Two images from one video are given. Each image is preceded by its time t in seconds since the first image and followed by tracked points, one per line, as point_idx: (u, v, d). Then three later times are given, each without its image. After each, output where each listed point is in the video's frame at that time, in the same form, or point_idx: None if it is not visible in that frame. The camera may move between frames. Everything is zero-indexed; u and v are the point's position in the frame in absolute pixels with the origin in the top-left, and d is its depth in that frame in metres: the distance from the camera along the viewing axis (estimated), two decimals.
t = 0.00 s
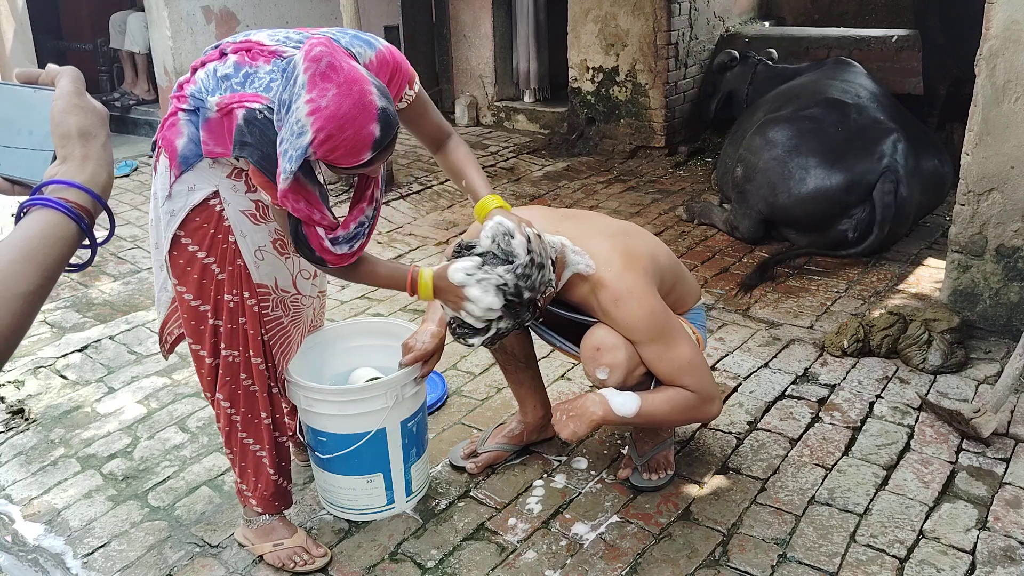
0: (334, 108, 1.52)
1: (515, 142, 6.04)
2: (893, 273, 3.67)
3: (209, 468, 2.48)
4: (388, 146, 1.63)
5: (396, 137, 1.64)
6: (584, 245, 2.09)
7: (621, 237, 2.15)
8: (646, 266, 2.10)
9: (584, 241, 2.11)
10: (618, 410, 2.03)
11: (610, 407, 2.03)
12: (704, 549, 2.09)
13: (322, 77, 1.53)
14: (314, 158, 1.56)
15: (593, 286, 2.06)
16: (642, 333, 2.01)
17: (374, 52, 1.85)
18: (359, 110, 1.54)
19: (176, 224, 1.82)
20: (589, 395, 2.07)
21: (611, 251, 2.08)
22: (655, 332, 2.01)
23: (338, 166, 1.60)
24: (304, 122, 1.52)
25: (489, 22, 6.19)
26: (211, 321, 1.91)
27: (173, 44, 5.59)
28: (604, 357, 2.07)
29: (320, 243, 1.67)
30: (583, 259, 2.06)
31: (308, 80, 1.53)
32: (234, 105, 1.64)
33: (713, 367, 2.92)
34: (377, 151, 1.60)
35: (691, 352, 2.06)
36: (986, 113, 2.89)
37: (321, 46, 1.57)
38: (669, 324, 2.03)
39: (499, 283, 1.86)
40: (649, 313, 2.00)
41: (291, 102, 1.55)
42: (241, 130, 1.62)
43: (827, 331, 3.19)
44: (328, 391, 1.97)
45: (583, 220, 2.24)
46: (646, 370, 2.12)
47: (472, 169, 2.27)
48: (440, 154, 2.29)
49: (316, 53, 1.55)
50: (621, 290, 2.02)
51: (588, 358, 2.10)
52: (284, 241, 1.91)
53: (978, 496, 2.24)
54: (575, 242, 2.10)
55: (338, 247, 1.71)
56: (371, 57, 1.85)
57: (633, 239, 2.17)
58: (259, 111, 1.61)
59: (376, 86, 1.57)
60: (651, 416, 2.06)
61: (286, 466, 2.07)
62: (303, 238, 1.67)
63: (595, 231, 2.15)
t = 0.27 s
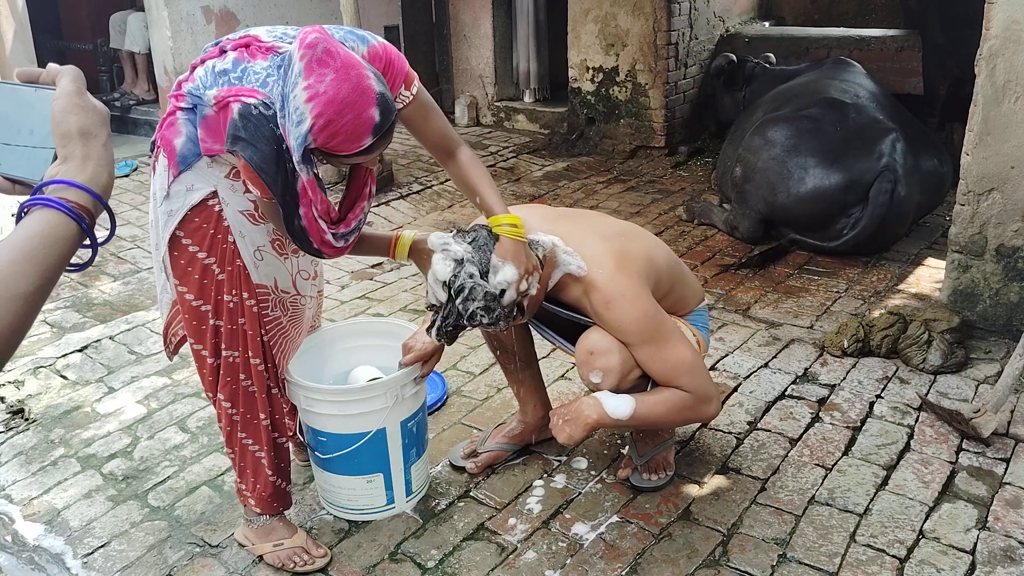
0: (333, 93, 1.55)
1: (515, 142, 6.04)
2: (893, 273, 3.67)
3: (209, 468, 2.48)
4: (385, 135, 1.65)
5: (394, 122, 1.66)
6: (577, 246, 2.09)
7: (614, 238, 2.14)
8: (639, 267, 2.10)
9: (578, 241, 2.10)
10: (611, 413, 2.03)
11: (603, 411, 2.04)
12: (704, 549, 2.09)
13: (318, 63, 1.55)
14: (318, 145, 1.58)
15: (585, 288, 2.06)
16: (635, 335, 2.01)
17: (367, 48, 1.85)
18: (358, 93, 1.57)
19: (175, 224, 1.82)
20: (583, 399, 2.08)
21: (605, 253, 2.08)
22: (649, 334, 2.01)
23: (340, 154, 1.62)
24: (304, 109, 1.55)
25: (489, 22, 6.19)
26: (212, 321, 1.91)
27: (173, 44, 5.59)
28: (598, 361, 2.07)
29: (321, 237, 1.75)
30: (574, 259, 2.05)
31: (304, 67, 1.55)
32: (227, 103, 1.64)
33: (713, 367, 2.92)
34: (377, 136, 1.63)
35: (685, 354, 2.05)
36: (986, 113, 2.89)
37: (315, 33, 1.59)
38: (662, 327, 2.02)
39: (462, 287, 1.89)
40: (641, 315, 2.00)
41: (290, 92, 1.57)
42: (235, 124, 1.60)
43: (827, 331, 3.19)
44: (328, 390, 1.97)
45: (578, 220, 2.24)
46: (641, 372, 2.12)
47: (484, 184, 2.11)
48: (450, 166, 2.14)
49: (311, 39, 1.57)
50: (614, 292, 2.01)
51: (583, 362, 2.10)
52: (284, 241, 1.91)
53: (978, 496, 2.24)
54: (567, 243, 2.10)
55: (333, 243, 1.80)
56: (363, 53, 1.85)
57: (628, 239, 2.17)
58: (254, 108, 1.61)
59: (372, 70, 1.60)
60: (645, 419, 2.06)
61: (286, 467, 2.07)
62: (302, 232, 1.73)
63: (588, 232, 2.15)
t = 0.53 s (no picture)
0: (340, 79, 1.53)
1: (515, 142, 6.04)
2: (893, 273, 3.67)
3: (209, 468, 2.48)
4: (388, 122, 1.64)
5: (400, 109, 1.65)
6: (574, 244, 2.09)
7: (613, 237, 2.14)
8: (636, 268, 2.10)
9: (575, 239, 2.11)
10: (599, 409, 2.03)
11: (591, 407, 2.03)
12: (704, 549, 2.09)
13: (323, 50, 1.54)
14: (325, 133, 1.57)
15: (581, 286, 2.06)
16: (627, 335, 2.02)
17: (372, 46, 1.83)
18: (365, 79, 1.55)
19: (174, 225, 1.82)
20: (571, 394, 2.07)
21: (601, 252, 2.08)
22: (640, 335, 2.02)
23: (347, 141, 1.61)
24: (312, 97, 1.53)
25: (489, 22, 6.19)
26: (212, 322, 1.91)
27: (173, 44, 5.59)
28: (591, 360, 2.08)
29: (324, 232, 1.69)
30: (570, 257, 2.07)
31: (309, 55, 1.54)
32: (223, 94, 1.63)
33: (713, 367, 2.92)
34: (384, 122, 1.61)
35: (676, 356, 2.06)
36: (986, 113, 2.89)
37: (317, 22, 1.58)
38: (654, 329, 2.03)
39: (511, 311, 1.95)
40: (634, 316, 2.00)
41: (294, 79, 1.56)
42: (230, 117, 1.58)
43: (827, 331, 3.20)
44: (328, 390, 1.97)
45: (577, 217, 2.23)
46: (633, 373, 2.13)
47: (433, 176, 2.26)
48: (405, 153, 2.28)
49: (314, 27, 1.56)
50: (608, 291, 2.02)
51: (576, 360, 2.11)
52: (284, 241, 1.90)
53: (978, 496, 2.24)
54: (564, 240, 2.11)
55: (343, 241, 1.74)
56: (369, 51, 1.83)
57: (625, 239, 2.17)
58: (248, 97, 1.60)
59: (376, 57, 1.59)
60: (632, 419, 2.06)
61: (286, 467, 2.07)
62: (302, 226, 1.68)
63: (586, 230, 2.15)
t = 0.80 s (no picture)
0: (329, 78, 1.53)
1: (515, 142, 6.04)
2: (893, 273, 3.67)
3: (209, 468, 2.48)
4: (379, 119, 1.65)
5: (391, 105, 1.66)
6: (580, 238, 2.10)
7: (616, 233, 2.15)
8: (642, 262, 2.10)
9: (580, 234, 2.11)
10: (612, 403, 2.04)
11: (604, 401, 2.05)
12: (704, 549, 2.09)
13: (310, 49, 1.54)
14: (317, 134, 1.58)
15: (588, 280, 2.06)
16: (638, 327, 2.01)
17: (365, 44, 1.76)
18: (354, 77, 1.56)
19: (169, 227, 1.82)
20: (584, 389, 2.09)
21: (607, 246, 2.08)
22: (651, 326, 2.01)
23: (338, 140, 1.62)
24: (301, 96, 1.54)
25: (489, 22, 6.19)
26: (208, 324, 1.91)
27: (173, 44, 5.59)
28: (601, 354, 2.08)
29: (320, 234, 1.71)
30: (577, 251, 2.06)
31: (296, 55, 1.54)
32: (214, 98, 1.63)
33: (713, 367, 2.92)
34: (376, 119, 1.62)
35: (685, 347, 2.05)
36: (986, 113, 2.89)
37: (303, 21, 1.58)
38: (664, 319, 2.03)
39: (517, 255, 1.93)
40: (642, 308, 2.00)
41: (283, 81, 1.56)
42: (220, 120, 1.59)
43: (827, 331, 3.19)
44: (327, 390, 1.97)
45: (579, 216, 2.23)
46: (644, 366, 2.12)
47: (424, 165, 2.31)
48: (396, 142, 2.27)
49: (300, 27, 1.56)
50: (617, 284, 2.02)
51: (586, 355, 2.10)
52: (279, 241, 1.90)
53: (978, 496, 2.24)
54: (570, 235, 2.10)
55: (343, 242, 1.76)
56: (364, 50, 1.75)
57: (628, 235, 2.17)
58: (239, 101, 1.61)
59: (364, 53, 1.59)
60: (645, 411, 2.06)
61: (284, 467, 2.07)
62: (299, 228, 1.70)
63: (589, 227, 2.15)
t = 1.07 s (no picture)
0: (341, 56, 1.58)
1: (515, 142, 6.04)
2: (893, 273, 3.67)
3: (209, 468, 2.48)
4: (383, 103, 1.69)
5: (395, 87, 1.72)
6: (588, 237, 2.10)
7: (622, 231, 2.15)
8: (649, 259, 2.11)
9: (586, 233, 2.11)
10: (627, 401, 2.03)
11: (619, 400, 2.03)
12: (704, 548, 2.09)
13: (319, 30, 1.58)
14: (330, 112, 1.62)
15: (599, 279, 2.06)
16: (650, 325, 2.01)
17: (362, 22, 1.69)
18: (364, 55, 1.61)
19: (167, 228, 1.82)
20: (596, 390, 2.08)
21: (616, 245, 2.08)
22: (662, 323, 2.01)
23: (351, 120, 1.66)
24: (313, 78, 1.57)
25: (489, 22, 6.19)
26: (207, 323, 1.91)
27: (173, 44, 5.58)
28: (612, 351, 2.06)
29: (310, 223, 1.76)
30: (587, 250, 2.05)
31: (306, 37, 1.58)
32: (217, 89, 1.61)
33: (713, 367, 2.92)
34: (387, 96, 1.68)
35: (695, 344, 2.06)
36: (986, 113, 2.89)
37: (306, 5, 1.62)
38: (674, 317, 2.03)
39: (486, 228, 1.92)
40: (654, 304, 2.00)
41: (293, 63, 1.59)
42: (224, 110, 1.57)
43: (827, 331, 3.19)
44: (328, 390, 1.96)
45: (582, 215, 2.24)
46: (652, 362, 2.12)
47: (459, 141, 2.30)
48: (422, 135, 2.27)
49: (306, 11, 1.60)
50: (628, 282, 2.02)
51: (595, 352, 2.09)
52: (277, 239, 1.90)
53: (978, 496, 2.24)
54: (578, 234, 2.11)
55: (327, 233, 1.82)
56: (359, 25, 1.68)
57: (632, 233, 2.18)
58: (243, 90, 1.60)
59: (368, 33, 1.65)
60: (658, 409, 2.06)
61: (284, 465, 2.07)
62: (292, 219, 1.73)
63: (595, 226, 2.16)
